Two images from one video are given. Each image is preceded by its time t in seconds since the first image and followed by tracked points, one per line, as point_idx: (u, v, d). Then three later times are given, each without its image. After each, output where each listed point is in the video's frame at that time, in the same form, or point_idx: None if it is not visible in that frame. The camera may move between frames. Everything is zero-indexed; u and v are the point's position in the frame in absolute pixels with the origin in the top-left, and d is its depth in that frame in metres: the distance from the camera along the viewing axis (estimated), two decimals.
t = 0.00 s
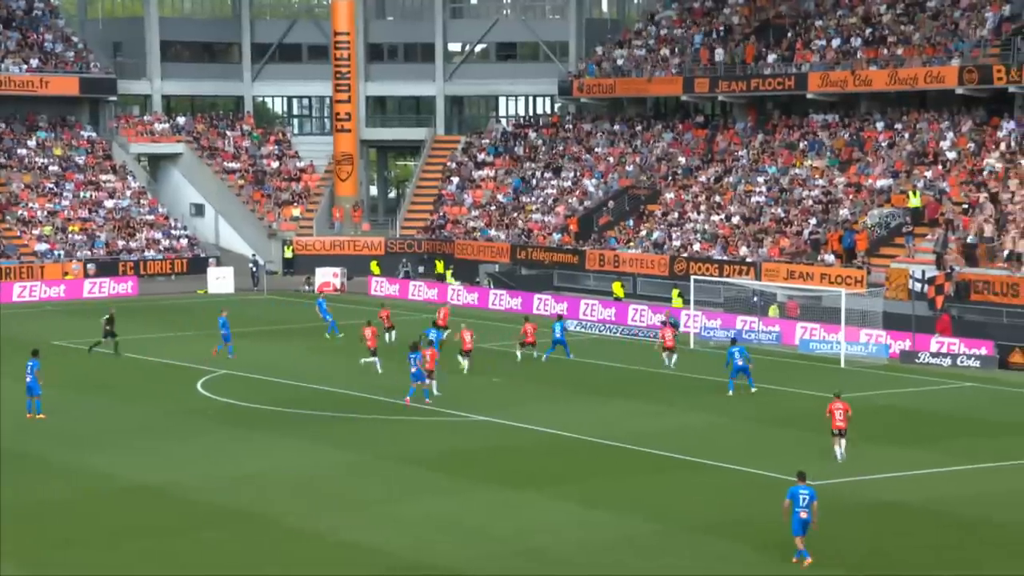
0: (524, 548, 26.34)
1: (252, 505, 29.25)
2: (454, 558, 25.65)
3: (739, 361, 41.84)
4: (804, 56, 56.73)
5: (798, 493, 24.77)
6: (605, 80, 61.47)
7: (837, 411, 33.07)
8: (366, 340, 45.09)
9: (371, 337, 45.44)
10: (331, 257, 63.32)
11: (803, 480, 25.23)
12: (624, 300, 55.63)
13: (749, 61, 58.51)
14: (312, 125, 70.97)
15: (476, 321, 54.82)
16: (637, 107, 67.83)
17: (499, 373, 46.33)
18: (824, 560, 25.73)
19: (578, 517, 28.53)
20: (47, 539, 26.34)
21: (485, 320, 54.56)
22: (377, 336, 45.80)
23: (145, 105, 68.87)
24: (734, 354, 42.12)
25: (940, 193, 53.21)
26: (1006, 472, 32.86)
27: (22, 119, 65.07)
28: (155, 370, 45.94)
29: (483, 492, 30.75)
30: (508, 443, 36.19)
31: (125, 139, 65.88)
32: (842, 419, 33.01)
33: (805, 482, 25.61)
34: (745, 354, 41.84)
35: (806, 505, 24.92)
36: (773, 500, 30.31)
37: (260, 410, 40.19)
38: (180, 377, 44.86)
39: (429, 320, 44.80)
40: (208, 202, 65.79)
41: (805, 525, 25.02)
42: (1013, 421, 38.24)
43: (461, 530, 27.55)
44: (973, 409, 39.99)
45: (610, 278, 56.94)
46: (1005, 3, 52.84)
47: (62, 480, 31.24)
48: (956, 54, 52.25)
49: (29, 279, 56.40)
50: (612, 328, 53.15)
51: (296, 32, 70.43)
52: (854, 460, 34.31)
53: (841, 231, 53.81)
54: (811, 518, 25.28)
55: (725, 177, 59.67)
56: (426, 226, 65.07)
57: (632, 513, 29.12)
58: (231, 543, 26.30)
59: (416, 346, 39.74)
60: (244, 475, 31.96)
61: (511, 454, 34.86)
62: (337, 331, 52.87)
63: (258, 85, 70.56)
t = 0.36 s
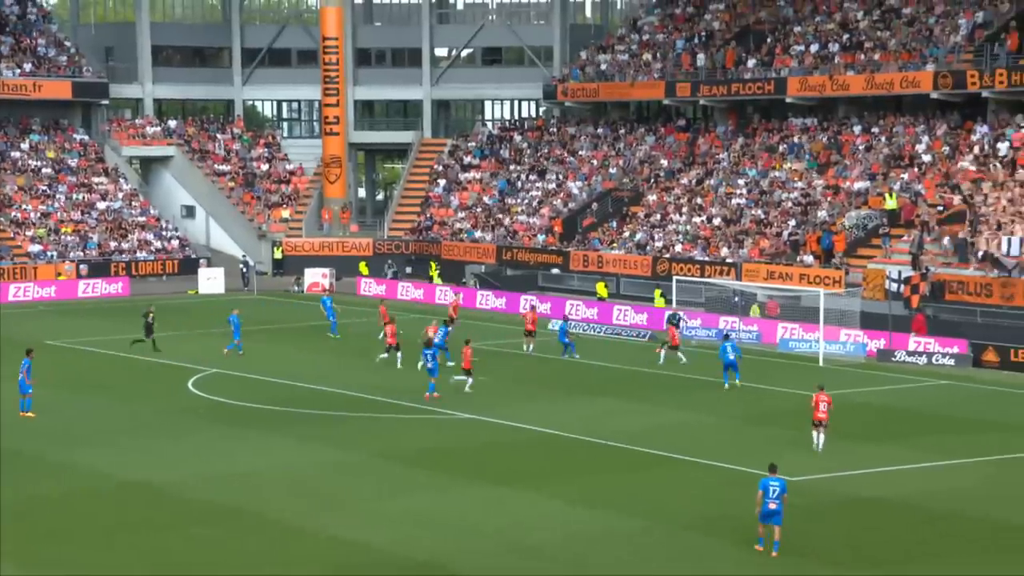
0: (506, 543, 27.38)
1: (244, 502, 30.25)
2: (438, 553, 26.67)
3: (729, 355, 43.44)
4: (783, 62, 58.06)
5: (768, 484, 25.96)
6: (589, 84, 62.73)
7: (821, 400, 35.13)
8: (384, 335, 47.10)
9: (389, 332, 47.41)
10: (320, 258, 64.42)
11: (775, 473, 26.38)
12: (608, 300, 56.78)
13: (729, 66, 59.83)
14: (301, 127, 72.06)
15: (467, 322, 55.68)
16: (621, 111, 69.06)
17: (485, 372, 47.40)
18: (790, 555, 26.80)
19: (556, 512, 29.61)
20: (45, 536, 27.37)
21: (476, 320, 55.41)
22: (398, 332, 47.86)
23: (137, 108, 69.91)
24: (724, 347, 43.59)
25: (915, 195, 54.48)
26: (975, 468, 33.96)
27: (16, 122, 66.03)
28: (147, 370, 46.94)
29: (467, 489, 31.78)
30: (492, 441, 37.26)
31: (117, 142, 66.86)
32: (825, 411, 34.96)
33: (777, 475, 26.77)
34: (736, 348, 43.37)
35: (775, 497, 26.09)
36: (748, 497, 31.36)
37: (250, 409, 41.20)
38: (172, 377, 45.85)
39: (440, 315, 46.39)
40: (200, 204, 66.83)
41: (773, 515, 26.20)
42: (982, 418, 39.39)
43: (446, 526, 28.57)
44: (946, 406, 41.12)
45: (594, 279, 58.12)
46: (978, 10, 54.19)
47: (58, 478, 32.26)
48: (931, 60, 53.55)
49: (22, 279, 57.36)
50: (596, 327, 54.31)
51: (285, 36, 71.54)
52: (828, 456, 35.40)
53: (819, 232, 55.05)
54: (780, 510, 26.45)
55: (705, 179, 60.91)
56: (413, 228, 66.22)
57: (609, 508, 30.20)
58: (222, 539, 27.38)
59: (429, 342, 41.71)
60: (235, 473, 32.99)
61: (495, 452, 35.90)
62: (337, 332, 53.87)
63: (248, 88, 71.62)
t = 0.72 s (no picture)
0: (493, 537, 28.72)
1: (241, 499, 31.59)
2: (428, 547, 28.01)
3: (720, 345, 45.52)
4: (765, 68, 59.71)
5: (743, 476, 27.36)
6: (577, 89, 64.32)
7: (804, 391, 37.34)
8: (401, 329, 49.44)
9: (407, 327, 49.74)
10: (315, 259, 65.83)
11: (751, 464, 27.74)
12: (595, 300, 58.16)
13: (713, 72, 61.53)
14: (295, 131, 73.53)
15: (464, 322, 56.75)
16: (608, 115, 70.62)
17: (475, 371, 48.74)
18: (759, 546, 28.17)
19: (541, 507, 30.99)
20: (50, 531, 28.75)
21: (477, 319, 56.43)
22: (419, 332, 50.16)
23: (136, 113, 71.29)
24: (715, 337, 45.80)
25: (894, 197, 55.99)
26: (947, 463, 35.31)
27: (16, 126, 67.41)
28: (146, 369, 48.26)
29: (457, 485, 33.13)
30: (481, 438, 38.61)
31: (116, 146, 68.27)
32: (809, 400, 37.30)
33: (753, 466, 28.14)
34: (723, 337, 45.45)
35: (750, 488, 27.47)
36: (725, 492, 32.75)
37: (246, 407, 42.54)
38: (170, 376, 47.19)
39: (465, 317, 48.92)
40: (197, 207, 68.25)
41: (749, 506, 27.58)
42: (955, 415, 40.74)
43: (436, 521, 29.91)
44: (922, 403, 42.48)
45: (582, 280, 59.54)
46: (954, 18, 55.84)
47: (62, 475, 33.62)
48: (908, 66, 55.17)
49: (24, 280, 58.68)
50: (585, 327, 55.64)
51: (280, 43, 73.08)
52: (804, 452, 36.75)
53: (800, 234, 56.50)
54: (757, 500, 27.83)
55: (691, 182, 62.41)
56: (406, 229, 67.65)
57: (591, 502, 31.57)
58: (219, 533, 28.76)
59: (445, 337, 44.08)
60: (233, 470, 34.35)
61: (485, 449, 37.24)
62: (336, 332, 55.08)
63: (243, 93, 73.06)
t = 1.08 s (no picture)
0: (484, 532, 30.02)
1: (243, 495, 32.86)
2: (424, 542, 29.29)
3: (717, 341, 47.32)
4: (753, 73, 61.15)
5: (731, 469, 28.68)
6: (569, 93, 65.69)
7: (800, 386, 38.89)
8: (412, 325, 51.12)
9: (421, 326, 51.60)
10: (313, 259, 67.13)
11: (740, 458, 29.03)
12: (587, 300, 59.39)
13: (702, 77, 62.98)
14: (292, 134, 74.84)
15: (459, 321, 57.90)
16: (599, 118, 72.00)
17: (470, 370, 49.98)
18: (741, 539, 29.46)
19: (532, 503, 32.29)
20: (61, 526, 30.02)
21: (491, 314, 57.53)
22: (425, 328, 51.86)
23: (137, 116, 72.61)
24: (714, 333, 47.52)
25: (878, 199, 57.35)
26: (927, 459, 36.62)
27: (19, 130, 68.65)
28: (150, 369, 49.46)
29: (453, 481, 34.43)
30: (475, 435, 39.89)
31: (117, 148, 69.48)
32: (806, 396, 38.83)
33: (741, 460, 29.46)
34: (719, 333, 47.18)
35: (737, 480, 28.80)
36: (710, 488, 34.06)
37: (247, 406, 43.77)
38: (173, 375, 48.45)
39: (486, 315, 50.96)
40: (197, 209, 69.58)
41: (737, 497, 28.90)
42: (935, 412, 42.04)
43: (431, 517, 31.19)
44: (904, 401, 43.80)
45: (574, 280, 60.81)
46: (936, 25, 57.30)
47: (71, 472, 34.88)
48: (893, 71, 56.59)
49: (27, 280, 59.93)
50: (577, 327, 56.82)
51: (278, 47, 74.41)
52: (788, 449, 38.07)
53: (787, 234, 57.79)
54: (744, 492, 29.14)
55: (680, 185, 63.75)
56: (401, 231, 68.95)
57: (580, 498, 32.87)
58: (223, 529, 30.04)
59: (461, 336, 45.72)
60: (236, 467, 35.62)
61: (479, 446, 38.53)
62: (334, 331, 56.18)
63: (241, 96, 74.36)
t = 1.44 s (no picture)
0: (458, 538, 27.59)
1: (200, 499, 30.38)
2: (392, 549, 26.85)
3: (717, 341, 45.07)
4: (746, 61, 58.96)
5: (724, 468, 26.33)
6: (555, 83, 63.36)
7: (802, 381, 36.71)
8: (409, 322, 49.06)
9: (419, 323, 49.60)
10: (289, 255, 64.59)
11: (733, 457, 26.69)
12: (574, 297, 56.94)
13: (693, 65, 60.74)
14: (268, 125, 72.30)
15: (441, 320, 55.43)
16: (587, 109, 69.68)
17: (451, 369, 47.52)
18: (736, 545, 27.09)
19: (512, 508, 29.86)
20: None
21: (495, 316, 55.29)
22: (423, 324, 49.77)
23: (103, 106, 70.21)
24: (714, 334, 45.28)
25: (876, 192, 55.13)
26: (933, 461, 34.32)
27: None
28: (114, 368, 46.90)
29: (430, 485, 31.93)
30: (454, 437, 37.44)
31: (84, 140, 66.71)
32: (808, 394, 36.67)
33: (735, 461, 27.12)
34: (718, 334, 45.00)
35: (731, 481, 26.45)
36: (704, 491, 31.69)
37: (213, 406, 41.25)
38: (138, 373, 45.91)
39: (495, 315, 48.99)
40: (166, 202, 66.73)
41: (728, 499, 26.52)
42: (940, 413, 39.79)
43: (402, 522, 28.74)
44: (907, 401, 41.49)
45: (561, 277, 58.42)
46: (936, 10, 55.10)
47: (18, 474, 32.35)
48: (892, 59, 54.42)
49: None
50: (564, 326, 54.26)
51: (253, 35, 71.82)
52: (787, 451, 35.71)
53: (781, 228, 55.55)
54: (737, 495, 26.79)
55: (671, 177, 61.45)
56: (381, 225, 66.49)
57: (564, 502, 30.43)
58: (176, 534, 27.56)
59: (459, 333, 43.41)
60: (195, 469, 33.12)
61: (458, 448, 36.07)
62: (311, 329, 53.64)
63: (215, 85, 71.83)
